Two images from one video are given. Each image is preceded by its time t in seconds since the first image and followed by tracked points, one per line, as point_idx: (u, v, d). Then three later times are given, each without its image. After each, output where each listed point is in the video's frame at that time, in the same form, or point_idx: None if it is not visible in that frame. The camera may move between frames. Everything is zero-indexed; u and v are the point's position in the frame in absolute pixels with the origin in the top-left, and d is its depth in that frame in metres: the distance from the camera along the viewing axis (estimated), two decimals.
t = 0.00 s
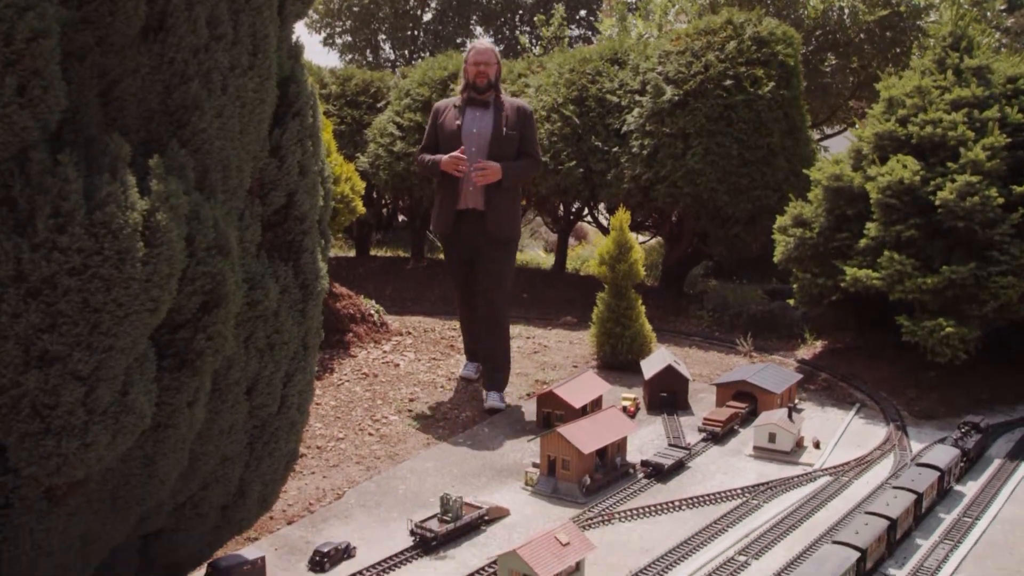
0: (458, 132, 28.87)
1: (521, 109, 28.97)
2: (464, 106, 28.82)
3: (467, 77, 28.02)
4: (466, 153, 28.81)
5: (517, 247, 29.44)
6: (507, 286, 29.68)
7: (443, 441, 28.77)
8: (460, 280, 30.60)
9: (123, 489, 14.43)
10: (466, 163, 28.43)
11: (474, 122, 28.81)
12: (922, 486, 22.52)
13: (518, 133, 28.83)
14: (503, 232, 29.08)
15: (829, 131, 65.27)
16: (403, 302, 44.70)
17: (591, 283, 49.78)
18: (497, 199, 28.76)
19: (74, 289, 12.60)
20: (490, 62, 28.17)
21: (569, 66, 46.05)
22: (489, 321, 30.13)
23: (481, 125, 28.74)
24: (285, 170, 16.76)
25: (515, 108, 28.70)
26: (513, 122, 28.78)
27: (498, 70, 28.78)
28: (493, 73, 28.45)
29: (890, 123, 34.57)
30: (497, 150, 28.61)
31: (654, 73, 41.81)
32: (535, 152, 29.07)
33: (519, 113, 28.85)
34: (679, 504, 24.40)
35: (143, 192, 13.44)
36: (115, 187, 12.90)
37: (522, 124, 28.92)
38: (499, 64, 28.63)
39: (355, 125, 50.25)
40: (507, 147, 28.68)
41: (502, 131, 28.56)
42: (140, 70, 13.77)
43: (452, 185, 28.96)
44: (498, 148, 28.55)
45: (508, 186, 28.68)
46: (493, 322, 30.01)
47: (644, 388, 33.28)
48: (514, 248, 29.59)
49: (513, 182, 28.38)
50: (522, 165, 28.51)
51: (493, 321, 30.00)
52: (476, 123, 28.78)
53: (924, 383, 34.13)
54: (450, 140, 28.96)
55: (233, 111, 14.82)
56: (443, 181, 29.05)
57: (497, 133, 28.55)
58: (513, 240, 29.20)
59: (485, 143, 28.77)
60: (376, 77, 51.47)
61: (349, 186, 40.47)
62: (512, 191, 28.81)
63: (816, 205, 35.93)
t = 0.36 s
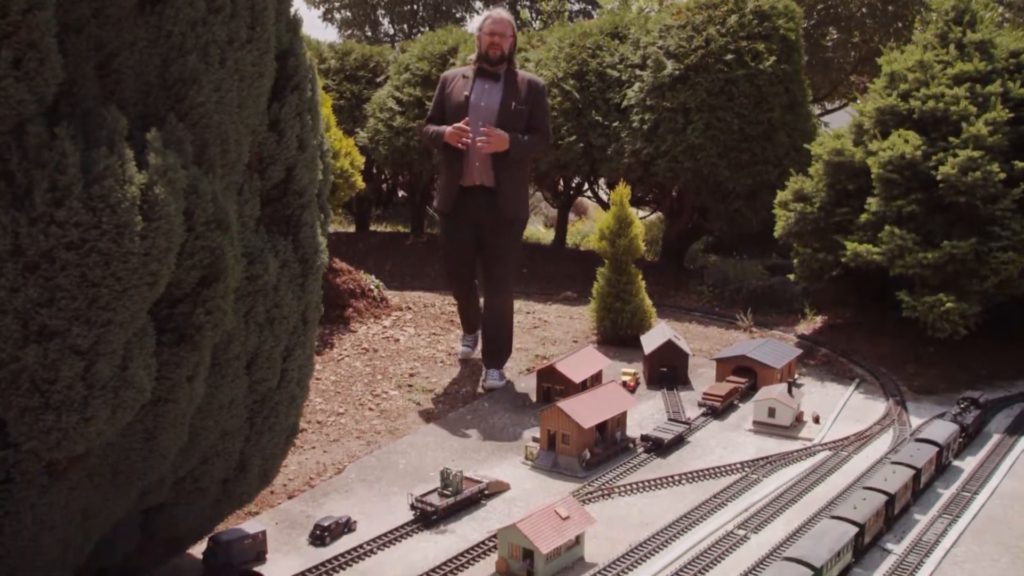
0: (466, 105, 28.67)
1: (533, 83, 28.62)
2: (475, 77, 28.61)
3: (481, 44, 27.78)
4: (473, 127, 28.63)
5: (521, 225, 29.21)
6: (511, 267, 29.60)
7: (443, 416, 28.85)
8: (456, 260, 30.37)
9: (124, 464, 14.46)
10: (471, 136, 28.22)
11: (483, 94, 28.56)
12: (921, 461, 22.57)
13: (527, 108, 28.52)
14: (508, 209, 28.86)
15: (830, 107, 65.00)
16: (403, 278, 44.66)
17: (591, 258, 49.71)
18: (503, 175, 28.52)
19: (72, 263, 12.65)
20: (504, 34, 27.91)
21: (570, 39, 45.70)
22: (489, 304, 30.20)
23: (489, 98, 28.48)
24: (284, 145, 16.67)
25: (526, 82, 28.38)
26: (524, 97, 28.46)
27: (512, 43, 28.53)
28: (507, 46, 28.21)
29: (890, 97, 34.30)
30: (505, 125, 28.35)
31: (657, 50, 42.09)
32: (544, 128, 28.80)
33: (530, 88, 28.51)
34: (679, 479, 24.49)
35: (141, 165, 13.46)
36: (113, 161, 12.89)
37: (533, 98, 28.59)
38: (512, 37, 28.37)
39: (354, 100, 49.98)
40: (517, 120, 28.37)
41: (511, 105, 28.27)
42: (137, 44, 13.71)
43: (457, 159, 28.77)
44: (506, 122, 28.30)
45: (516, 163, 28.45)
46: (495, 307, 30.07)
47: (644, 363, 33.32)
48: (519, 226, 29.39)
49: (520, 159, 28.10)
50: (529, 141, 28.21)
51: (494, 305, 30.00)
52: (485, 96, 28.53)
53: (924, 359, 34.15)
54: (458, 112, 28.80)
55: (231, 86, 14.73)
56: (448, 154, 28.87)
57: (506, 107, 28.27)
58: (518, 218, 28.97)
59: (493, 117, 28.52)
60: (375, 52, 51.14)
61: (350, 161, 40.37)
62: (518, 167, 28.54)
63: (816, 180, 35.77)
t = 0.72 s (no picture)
0: (467, 81, 28.25)
1: (534, 58, 28.41)
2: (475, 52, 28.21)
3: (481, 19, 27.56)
4: (475, 105, 28.28)
5: (525, 205, 28.96)
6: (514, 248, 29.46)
7: (443, 391, 28.88)
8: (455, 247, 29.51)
9: (124, 438, 14.49)
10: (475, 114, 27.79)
11: (484, 71, 28.20)
12: (919, 438, 22.58)
13: (530, 85, 28.30)
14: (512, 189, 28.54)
15: (831, 82, 64.74)
16: (402, 253, 44.56)
17: (591, 234, 49.59)
18: (507, 155, 28.16)
19: (71, 238, 12.65)
20: (503, 8, 27.72)
21: (570, 13, 45.27)
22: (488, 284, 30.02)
23: (491, 74, 28.16)
24: (283, 119, 16.57)
25: (527, 57, 28.18)
26: (526, 73, 28.24)
27: (510, 17, 28.28)
28: (507, 20, 27.95)
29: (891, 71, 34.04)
30: (509, 102, 28.08)
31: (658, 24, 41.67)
32: (545, 105, 28.60)
33: (531, 63, 28.32)
34: (678, 454, 24.54)
35: (139, 139, 13.46)
36: (110, 135, 12.84)
37: (534, 74, 28.40)
38: (511, 12, 28.15)
39: (353, 75, 49.63)
40: (520, 97, 28.13)
41: (514, 81, 28.03)
42: (134, 18, 13.59)
43: (459, 138, 28.17)
44: (509, 99, 28.03)
45: (520, 142, 28.14)
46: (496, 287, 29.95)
47: (644, 339, 33.31)
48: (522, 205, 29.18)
49: (525, 137, 27.84)
50: (534, 119, 27.98)
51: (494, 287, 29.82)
52: (486, 72, 28.19)
53: (924, 334, 34.13)
54: (459, 89, 28.31)
55: (230, 60, 14.65)
56: (448, 134, 28.13)
57: (509, 83, 28.03)
58: (521, 197, 28.70)
59: (496, 94, 28.28)
60: (374, 26, 50.70)
61: (349, 136, 40.19)
62: (523, 146, 28.22)
63: (817, 155, 35.59)
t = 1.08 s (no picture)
0: (456, 58, 27.68)
1: (518, 32, 28.46)
2: (460, 27, 27.74)
3: None
4: (467, 81, 27.86)
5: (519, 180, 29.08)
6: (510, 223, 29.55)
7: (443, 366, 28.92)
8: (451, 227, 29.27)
9: (124, 413, 14.54)
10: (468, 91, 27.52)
11: (472, 46, 27.82)
12: (917, 413, 22.56)
13: (518, 58, 28.33)
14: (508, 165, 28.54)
15: (833, 56, 64.37)
16: (402, 228, 44.45)
17: (591, 208, 49.45)
18: (502, 130, 28.15)
19: (68, 211, 12.61)
20: None
21: None
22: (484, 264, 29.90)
23: (479, 49, 27.85)
24: (281, 93, 16.48)
25: (513, 30, 28.18)
26: (514, 46, 28.25)
27: None
28: None
29: (894, 44, 33.75)
30: (500, 76, 27.99)
31: None
32: (532, 78, 28.77)
33: (517, 37, 28.36)
34: (678, 428, 24.60)
35: (136, 111, 13.42)
36: (107, 107, 12.78)
37: (521, 48, 28.45)
38: None
39: (352, 49, 49.25)
40: (511, 72, 28.11)
41: (504, 55, 27.91)
42: None
43: (452, 117, 27.81)
44: (501, 74, 27.94)
45: (513, 117, 28.22)
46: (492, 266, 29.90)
47: (644, 313, 33.30)
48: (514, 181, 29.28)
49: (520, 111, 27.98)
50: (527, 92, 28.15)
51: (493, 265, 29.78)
52: (474, 48, 27.83)
53: (924, 309, 34.11)
54: (447, 66, 27.70)
55: (226, 32, 14.57)
56: (439, 113, 27.73)
57: (499, 57, 27.89)
58: (516, 173, 28.79)
59: (486, 69, 27.99)
60: None
61: (349, 110, 39.97)
62: (515, 120, 28.34)
63: (817, 129, 35.40)
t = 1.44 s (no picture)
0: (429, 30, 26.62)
1: None
2: None
3: None
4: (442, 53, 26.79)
5: (505, 151, 28.15)
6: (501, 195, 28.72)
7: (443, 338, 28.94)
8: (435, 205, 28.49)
9: (124, 385, 14.58)
10: (443, 64, 26.55)
11: (446, 16, 26.65)
12: (914, 388, 22.48)
13: (496, 25, 27.21)
14: (491, 137, 27.59)
15: (835, 28, 63.91)
16: (402, 201, 44.31)
17: (591, 180, 49.27)
18: (482, 102, 27.17)
19: (66, 182, 12.53)
20: None
21: None
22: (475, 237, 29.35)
23: (454, 19, 26.68)
24: (279, 64, 16.35)
25: None
26: (491, 13, 27.08)
27: None
28: None
29: (896, 15, 33.41)
30: (477, 46, 26.89)
31: None
32: (512, 45, 27.61)
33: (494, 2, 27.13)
34: (677, 400, 24.64)
35: (133, 82, 13.31)
36: (104, 77, 12.66)
37: (499, 14, 27.28)
38: None
39: (351, 21, 48.81)
40: (488, 40, 27.05)
41: (480, 23, 26.81)
42: None
43: (429, 92, 26.93)
44: (478, 43, 26.85)
45: (493, 87, 27.20)
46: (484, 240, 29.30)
47: (644, 285, 33.24)
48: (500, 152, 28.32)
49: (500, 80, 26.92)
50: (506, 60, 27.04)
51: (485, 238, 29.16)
52: (449, 18, 26.66)
53: (924, 282, 34.10)
54: (421, 39, 26.69)
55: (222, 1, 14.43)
56: (416, 88, 26.89)
57: (475, 26, 26.77)
58: (500, 144, 27.83)
59: (462, 39, 26.87)
60: None
61: (347, 82, 39.67)
62: (496, 90, 27.33)
63: (819, 100, 35.15)
